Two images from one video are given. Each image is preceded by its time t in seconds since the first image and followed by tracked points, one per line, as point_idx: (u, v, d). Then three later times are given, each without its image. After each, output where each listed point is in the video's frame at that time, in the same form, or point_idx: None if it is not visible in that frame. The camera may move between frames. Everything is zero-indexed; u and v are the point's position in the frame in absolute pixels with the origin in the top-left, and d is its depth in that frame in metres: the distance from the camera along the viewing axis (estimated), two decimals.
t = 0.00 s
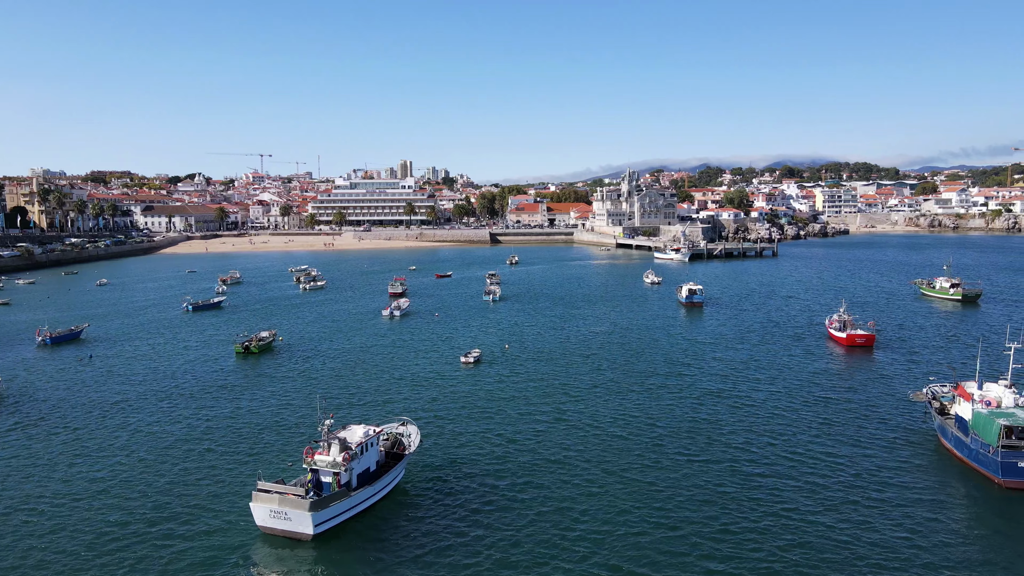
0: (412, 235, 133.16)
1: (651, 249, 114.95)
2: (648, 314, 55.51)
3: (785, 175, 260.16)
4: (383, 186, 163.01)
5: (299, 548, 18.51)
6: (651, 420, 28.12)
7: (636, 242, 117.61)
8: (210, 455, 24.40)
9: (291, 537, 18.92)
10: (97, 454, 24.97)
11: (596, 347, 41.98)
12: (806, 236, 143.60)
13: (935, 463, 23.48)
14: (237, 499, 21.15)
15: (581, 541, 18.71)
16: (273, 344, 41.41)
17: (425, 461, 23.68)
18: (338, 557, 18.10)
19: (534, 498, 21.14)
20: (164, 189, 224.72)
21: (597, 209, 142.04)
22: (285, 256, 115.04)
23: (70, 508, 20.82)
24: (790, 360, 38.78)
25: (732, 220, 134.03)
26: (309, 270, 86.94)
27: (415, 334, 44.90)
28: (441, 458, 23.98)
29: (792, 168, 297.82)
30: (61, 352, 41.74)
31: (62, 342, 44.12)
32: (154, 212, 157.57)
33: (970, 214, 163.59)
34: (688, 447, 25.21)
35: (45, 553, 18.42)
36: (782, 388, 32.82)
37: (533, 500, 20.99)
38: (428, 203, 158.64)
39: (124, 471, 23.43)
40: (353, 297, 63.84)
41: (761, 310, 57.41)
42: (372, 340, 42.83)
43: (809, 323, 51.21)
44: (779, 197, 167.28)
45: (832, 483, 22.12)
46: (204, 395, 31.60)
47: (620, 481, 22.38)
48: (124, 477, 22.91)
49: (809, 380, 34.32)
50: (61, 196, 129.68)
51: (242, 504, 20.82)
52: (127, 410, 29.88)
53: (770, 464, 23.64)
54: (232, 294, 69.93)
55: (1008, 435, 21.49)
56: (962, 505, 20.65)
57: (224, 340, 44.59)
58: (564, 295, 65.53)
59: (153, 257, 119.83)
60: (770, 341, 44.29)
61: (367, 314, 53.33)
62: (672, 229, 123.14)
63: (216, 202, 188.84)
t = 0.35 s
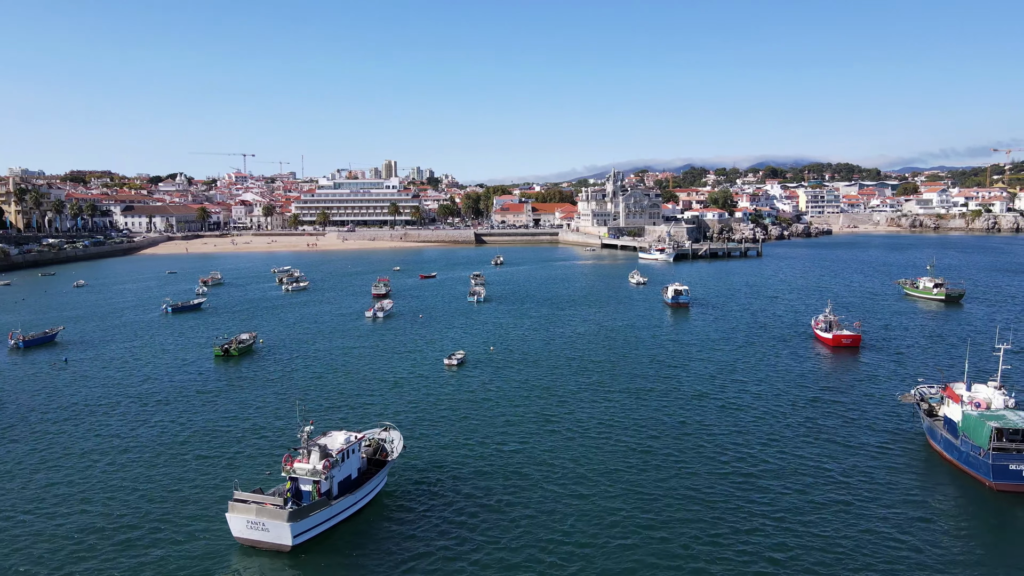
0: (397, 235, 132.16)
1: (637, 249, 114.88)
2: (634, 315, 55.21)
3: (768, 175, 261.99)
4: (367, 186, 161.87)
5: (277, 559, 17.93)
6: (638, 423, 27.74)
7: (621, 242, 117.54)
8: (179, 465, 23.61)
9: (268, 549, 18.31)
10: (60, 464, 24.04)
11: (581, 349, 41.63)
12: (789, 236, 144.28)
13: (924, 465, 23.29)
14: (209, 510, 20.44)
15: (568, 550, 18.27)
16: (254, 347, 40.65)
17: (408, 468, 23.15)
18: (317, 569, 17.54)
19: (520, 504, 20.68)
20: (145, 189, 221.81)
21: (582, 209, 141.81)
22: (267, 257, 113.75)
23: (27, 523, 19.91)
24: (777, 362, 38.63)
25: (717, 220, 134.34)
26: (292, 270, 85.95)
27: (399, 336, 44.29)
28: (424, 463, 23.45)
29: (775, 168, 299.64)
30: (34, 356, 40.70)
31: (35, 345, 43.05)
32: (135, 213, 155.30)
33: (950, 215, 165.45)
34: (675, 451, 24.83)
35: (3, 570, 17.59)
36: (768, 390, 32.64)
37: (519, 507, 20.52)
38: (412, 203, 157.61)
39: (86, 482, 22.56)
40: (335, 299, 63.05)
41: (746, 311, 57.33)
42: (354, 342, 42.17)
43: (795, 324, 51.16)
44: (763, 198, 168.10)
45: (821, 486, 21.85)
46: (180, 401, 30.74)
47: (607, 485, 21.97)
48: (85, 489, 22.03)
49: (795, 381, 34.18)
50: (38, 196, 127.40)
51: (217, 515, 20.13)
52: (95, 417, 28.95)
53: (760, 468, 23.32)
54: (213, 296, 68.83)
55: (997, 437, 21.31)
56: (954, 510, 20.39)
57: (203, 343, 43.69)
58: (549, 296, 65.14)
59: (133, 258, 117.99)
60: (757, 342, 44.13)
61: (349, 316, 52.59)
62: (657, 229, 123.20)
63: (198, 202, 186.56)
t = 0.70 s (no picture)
0: (381, 236, 131.21)
1: (622, 249, 114.83)
2: (620, 317, 54.94)
3: (752, 176, 263.23)
4: (351, 187, 160.70)
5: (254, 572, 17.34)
6: (624, 426, 27.35)
7: (606, 243, 117.48)
8: (147, 475, 22.71)
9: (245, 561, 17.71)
10: (22, 474, 23.06)
11: (567, 350, 41.25)
12: (773, 236, 145.00)
13: (913, 467, 23.10)
14: (180, 523, 19.66)
15: (554, 559, 17.82)
16: (234, 349, 39.90)
17: (391, 474, 22.61)
18: None
19: (505, 512, 20.21)
20: (125, 189, 218.82)
21: (567, 209, 141.63)
22: (249, 257, 112.42)
23: None
24: (763, 363, 38.46)
25: (701, 220, 134.63)
26: (274, 271, 84.91)
27: (383, 338, 43.70)
28: (408, 470, 22.93)
29: (757, 168, 301.57)
30: (7, 359, 39.68)
31: (8, 348, 42.00)
32: (114, 213, 153.05)
33: (931, 215, 167.22)
34: (663, 456, 24.36)
35: None
36: (755, 392, 32.40)
37: (504, 514, 20.05)
38: (396, 203, 156.62)
39: (47, 493, 21.60)
40: (318, 300, 62.26)
41: (732, 311, 57.23)
42: (337, 344, 41.51)
43: (781, 324, 51.13)
44: (747, 198, 168.82)
45: (810, 491, 21.59)
46: (154, 407, 29.81)
47: (594, 491, 21.55)
48: (46, 501, 21.07)
49: (782, 383, 34.00)
50: (15, 196, 125.15)
51: (192, 526, 19.39)
52: (66, 424, 28.07)
53: (749, 472, 23.02)
54: (193, 298, 67.73)
55: (989, 440, 21.09)
56: (947, 516, 20.07)
57: (182, 346, 42.83)
58: (534, 297, 64.72)
59: (112, 259, 116.17)
60: (743, 343, 43.99)
61: (332, 317, 51.87)
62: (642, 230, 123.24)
63: (179, 202, 184.23)
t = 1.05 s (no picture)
0: (365, 236, 130.22)
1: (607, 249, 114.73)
2: (605, 318, 54.63)
3: (736, 176, 264.60)
4: (335, 187, 159.49)
5: None
6: (610, 429, 26.98)
7: (591, 243, 117.35)
8: (118, 484, 21.90)
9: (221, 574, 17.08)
10: None
11: (553, 352, 40.86)
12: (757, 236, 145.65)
13: (903, 470, 22.91)
14: (153, 532, 19.03)
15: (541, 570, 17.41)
16: (213, 352, 39.15)
17: (373, 481, 22.07)
18: None
19: (490, 521, 19.74)
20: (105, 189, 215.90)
21: (552, 209, 141.33)
22: (231, 258, 111.12)
23: None
24: (749, 365, 38.29)
25: (686, 220, 134.90)
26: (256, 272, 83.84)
27: (366, 340, 43.10)
28: (390, 476, 22.40)
29: (741, 168, 303.40)
30: None
31: None
32: (93, 213, 150.77)
33: (913, 215, 168.85)
34: (650, 460, 23.97)
35: None
36: (742, 394, 32.19)
37: (489, 523, 19.59)
38: (381, 204, 155.61)
39: (11, 503, 20.72)
40: (301, 301, 61.48)
41: (717, 312, 57.14)
42: (319, 347, 40.85)
43: (766, 325, 51.09)
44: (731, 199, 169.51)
45: (800, 495, 21.31)
46: (129, 413, 28.99)
47: (581, 498, 21.14)
48: (10, 512, 20.19)
49: (769, 385, 33.81)
50: None
51: (164, 537, 18.68)
52: (38, 429, 27.28)
53: (737, 475, 22.73)
54: (173, 299, 66.65)
55: (980, 443, 20.87)
56: (939, 521, 19.81)
57: (160, 349, 41.97)
58: (519, 298, 64.28)
59: (91, 259, 114.31)
60: (729, 345, 43.85)
61: (314, 319, 51.16)
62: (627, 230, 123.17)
63: (160, 202, 181.89)
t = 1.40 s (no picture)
0: (349, 237, 129.10)
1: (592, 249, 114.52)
2: (591, 319, 54.24)
3: (721, 176, 265.77)
4: (319, 187, 158.14)
5: None
6: (597, 432, 26.53)
7: (577, 244, 117.06)
8: (87, 494, 20.97)
9: None
10: None
11: (539, 354, 40.37)
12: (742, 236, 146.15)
13: (893, 472, 22.67)
14: (125, 542, 18.31)
15: None
16: (192, 355, 38.30)
17: (355, 488, 21.47)
18: None
19: (475, 528, 19.20)
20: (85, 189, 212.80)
21: (537, 210, 140.94)
22: (213, 259, 109.73)
23: None
24: (736, 366, 38.06)
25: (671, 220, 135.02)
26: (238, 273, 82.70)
27: (348, 342, 42.40)
28: (373, 483, 21.81)
29: (724, 168, 304.93)
30: None
31: None
32: (72, 213, 148.32)
33: (894, 215, 170.25)
34: (638, 463, 23.55)
35: None
36: (730, 395, 31.88)
37: (475, 530, 19.06)
38: (365, 204, 154.47)
39: None
40: (283, 303, 60.58)
41: (703, 313, 56.94)
42: (301, 349, 40.10)
43: (752, 326, 50.95)
44: (715, 199, 170.02)
45: (791, 498, 20.96)
46: (103, 418, 28.16)
47: (569, 502, 20.68)
48: None
49: (756, 386, 33.55)
50: None
51: (135, 550, 17.83)
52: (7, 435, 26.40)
53: (726, 479, 22.35)
54: (152, 301, 65.46)
55: (972, 445, 20.64)
56: (933, 525, 19.47)
57: (137, 352, 41.02)
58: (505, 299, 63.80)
59: (70, 260, 112.33)
60: (715, 346, 43.62)
61: (297, 321, 50.33)
62: (612, 230, 123.06)
63: (141, 203, 179.34)
